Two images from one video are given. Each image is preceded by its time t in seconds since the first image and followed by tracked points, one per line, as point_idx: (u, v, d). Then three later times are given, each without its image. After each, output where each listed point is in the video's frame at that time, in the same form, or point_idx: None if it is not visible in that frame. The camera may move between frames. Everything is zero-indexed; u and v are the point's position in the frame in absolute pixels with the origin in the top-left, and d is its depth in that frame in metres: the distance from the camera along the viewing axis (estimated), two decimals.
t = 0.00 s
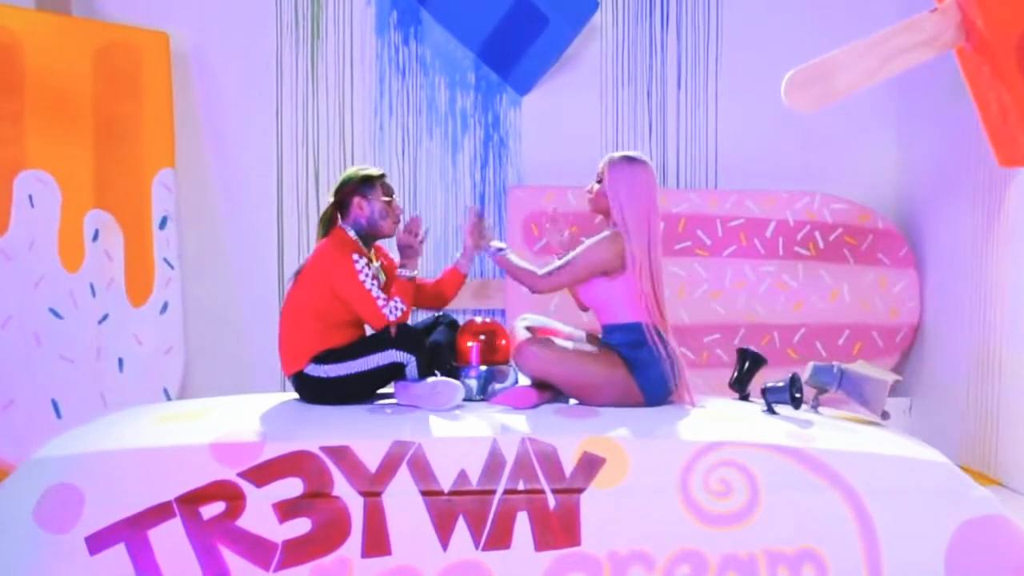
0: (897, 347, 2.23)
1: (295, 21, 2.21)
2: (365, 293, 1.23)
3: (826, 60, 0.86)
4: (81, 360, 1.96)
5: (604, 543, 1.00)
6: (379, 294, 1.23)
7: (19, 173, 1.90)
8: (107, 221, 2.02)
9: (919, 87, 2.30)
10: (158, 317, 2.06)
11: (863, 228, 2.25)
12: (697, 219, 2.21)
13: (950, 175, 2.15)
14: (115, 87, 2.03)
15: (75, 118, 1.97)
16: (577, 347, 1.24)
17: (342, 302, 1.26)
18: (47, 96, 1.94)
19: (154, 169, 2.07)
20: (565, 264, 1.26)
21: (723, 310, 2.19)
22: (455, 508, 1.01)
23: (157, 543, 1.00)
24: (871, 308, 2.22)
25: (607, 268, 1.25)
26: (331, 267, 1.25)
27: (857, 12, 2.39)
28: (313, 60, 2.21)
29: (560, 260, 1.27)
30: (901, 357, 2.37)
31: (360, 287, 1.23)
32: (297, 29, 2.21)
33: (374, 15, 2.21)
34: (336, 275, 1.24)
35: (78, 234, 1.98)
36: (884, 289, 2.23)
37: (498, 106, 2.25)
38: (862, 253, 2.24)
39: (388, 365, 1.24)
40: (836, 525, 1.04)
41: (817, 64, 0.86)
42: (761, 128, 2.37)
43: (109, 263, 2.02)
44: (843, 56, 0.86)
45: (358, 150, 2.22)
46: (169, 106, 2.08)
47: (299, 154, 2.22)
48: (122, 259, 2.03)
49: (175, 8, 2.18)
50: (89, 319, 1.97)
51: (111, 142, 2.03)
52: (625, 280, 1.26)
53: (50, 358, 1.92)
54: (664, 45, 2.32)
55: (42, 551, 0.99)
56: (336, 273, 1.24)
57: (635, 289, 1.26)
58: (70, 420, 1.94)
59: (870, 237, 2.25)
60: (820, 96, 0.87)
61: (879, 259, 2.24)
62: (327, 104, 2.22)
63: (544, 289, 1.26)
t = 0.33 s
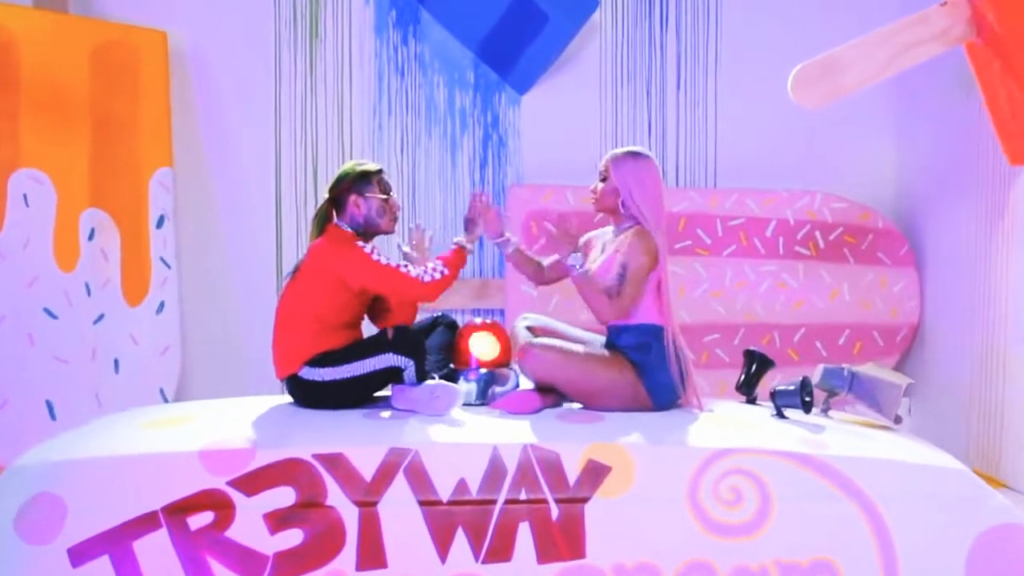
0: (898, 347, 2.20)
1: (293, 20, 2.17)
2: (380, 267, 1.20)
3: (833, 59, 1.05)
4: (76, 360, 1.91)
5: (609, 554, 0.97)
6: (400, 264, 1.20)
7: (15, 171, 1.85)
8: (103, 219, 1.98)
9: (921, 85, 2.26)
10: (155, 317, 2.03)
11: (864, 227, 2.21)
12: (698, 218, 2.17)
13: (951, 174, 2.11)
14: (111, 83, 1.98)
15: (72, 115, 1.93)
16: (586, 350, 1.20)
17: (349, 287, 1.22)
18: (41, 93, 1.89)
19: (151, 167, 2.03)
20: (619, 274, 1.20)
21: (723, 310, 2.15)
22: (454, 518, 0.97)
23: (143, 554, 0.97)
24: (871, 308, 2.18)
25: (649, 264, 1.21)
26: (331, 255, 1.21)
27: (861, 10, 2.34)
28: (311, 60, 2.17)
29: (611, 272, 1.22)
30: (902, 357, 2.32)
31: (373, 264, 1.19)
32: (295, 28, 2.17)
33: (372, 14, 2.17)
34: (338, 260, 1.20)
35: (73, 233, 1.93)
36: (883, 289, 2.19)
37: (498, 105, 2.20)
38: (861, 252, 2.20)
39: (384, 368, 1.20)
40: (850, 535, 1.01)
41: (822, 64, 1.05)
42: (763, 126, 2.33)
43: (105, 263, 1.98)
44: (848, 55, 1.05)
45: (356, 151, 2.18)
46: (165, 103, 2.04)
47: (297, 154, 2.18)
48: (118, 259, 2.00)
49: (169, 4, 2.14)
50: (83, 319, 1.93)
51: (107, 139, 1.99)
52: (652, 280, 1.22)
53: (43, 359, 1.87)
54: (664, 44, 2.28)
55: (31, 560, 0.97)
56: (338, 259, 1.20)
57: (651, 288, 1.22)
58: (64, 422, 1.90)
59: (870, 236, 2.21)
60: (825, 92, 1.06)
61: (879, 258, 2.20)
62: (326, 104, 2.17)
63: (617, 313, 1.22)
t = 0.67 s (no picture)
0: (900, 348, 2.15)
1: (290, 18, 2.12)
2: (366, 283, 1.14)
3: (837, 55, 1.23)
4: (68, 362, 1.87)
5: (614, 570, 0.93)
6: (383, 283, 1.15)
7: (5, 169, 1.80)
8: (96, 219, 1.94)
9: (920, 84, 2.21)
10: (149, 318, 1.98)
11: (866, 226, 2.16)
12: (699, 218, 2.13)
13: (954, 172, 2.05)
14: (105, 81, 1.94)
15: (66, 111, 1.89)
16: (585, 354, 1.15)
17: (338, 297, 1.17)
18: (33, 88, 1.84)
19: (146, 166, 1.99)
20: (590, 267, 1.16)
21: (723, 310, 2.10)
22: (451, 533, 0.93)
23: (122, 571, 0.92)
24: (874, 308, 2.14)
25: (630, 268, 1.16)
26: (321, 260, 1.16)
27: (869, 7, 2.29)
28: (309, 59, 2.12)
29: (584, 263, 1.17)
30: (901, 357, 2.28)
31: (360, 278, 1.14)
32: (293, 26, 2.12)
33: (370, 12, 2.12)
34: (328, 268, 1.15)
35: (66, 232, 1.89)
36: (886, 289, 2.14)
37: (496, 104, 2.15)
38: (863, 252, 2.15)
39: (378, 375, 1.15)
40: (868, 548, 0.97)
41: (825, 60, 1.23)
42: (766, 124, 2.28)
43: (98, 263, 1.93)
44: (851, 56, 1.23)
45: (354, 150, 2.13)
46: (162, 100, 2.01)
47: (295, 154, 2.13)
48: (111, 259, 1.95)
49: None
50: (76, 320, 1.89)
51: (101, 136, 1.94)
52: (642, 286, 1.17)
53: (34, 360, 1.82)
54: (664, 43, 2.23)
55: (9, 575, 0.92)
56: (329, 267, 1.15)
57: (652, 291, 1.18)
58: (56, 425, 1.85)
59: (873, 236, 2.15)
60: (832, 88, 1.24)
61: (881, 259, 2.15)
62: (323, 101, 2.13)
63: (572, 300, 1.15)
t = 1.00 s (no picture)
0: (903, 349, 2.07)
1: (286, 16, 2.06)
2: (363, 287, 1.09)
3: (843, 54, 1.43)
4: (59, 365, 1.81)
5: None
6: (382, 286, 1.10)
7: None
8: (88, 219, 1.88)
9: (919, 84, 2.16)
10: (143, 321, 1.94)
11: (867, 226, 2.10)
12: (699, 218, 2.06)
13: (959, 170, 1.99)
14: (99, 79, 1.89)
15: (58, 109, 1.83)
16: (592, 362, 1.10)
17: (332, 301, 1.12)
18: (23, 83, 1.78)
19: (139, 167, 1.94)
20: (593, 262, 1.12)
21: (724, 312, 2.04)
22: (450, 555, 0.88)
23: None
24: (875, 310, 2.07)
25: (637, 271, 1.12)
26: (313, 263, 1.10)
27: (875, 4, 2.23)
28: (305, 57, 2.07)
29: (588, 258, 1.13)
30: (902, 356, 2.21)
31: (356, 282, 1.09)
32: (288, 24, 2.06)
33: (366, 9, 2.07)
34: (322, 270, 1.10)
35: (57, 232, 1.83)
36: (887, 291, 2.07)
37: (494, 104, 2.10)
38: (865, 253, 2.09)
39: (373, 385, 1.09)
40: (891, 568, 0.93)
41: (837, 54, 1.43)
42: (768, 119, 2.23)
43: (90, 263, 1.88)
44: (860, 55, 1.43)
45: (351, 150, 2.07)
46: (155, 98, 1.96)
47: (291, 155, 2.07)
48: (104, 261, 1.90)
49: None
50: (68, 322, 1.83)
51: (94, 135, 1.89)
52: (652, 290, 1.13)
53: (23, 364, 1.77)
54: (664, 42, 2.18)
55: None
56: (322, 270, 1.10)
57: (663, 294, 1.13)
58: (47, 429, 1.80)
59: (874, 236, 2.10)
60: (837, 88, 1.45)
61: (883, 260, 2.09)
62: (318, 101, 2.07)
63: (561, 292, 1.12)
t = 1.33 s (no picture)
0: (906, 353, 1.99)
1: (282, 13, 2.00)
2: (355, 285, 1.04)
3: (859, 49, 1.45)
4: (46, 369, 1.75)
5: None
6: (376, 282, 1.05)
7: None
8: (78, 219, 1.82)
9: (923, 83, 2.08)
10: (134, 324, 1.87)
11: (869, 227, 2.02)
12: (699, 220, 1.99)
13: (962, 169, 1.90)
14: (92, 78, 1.84)
15: (47, 107, 1.77)
16: (599, 371, 1.04)
17: (324, 303, 1.06)
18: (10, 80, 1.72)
19: (131, 165, 1.89)
20: (610, 275, 1.07)
21: (726, 313, 1.97)
22: None
23: None
24: (878, 312, 1.99)
25: (651, 275, 1.08)
26: (304, 265, 1.05)
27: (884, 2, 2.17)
28: (302, 56, 2.01)
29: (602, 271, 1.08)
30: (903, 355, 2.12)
31: (348, 280, 1.04)
32: (284, 22, 2.00)
33: (363, 7, 2.01)
34: (311, 272, 1.04)
35: (46, 232, 1.77)
36: (890, 294, 2.00)
37: (494, 103, 2.03)
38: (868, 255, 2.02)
39: (367, 396, 1.03)
40: None
41: (854, 46, 1.45)
42: (768, 120, 2.15)
43: (80, 266, 1.82)
44: (880, 48, 1.45)
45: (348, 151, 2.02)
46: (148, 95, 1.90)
47: (288, 155, 2.02)
48: (95, 261, 1.84)
49: None
50: (56, 326, 1.77)
51: (85, 134, 1.83)
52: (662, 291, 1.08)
53: (10, 369, 1.71)
54: (664, 42, 2.11)
55: None
56: (314, 272, 1.04)
57: (671, 298, 1.08)
58: (33, 436, 1.73)
59: (877, 237, 2.02)
60: (850, 83, 1.48)
61: (887, 262, 2.01)
62: (315, 101, 2.01)
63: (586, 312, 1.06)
